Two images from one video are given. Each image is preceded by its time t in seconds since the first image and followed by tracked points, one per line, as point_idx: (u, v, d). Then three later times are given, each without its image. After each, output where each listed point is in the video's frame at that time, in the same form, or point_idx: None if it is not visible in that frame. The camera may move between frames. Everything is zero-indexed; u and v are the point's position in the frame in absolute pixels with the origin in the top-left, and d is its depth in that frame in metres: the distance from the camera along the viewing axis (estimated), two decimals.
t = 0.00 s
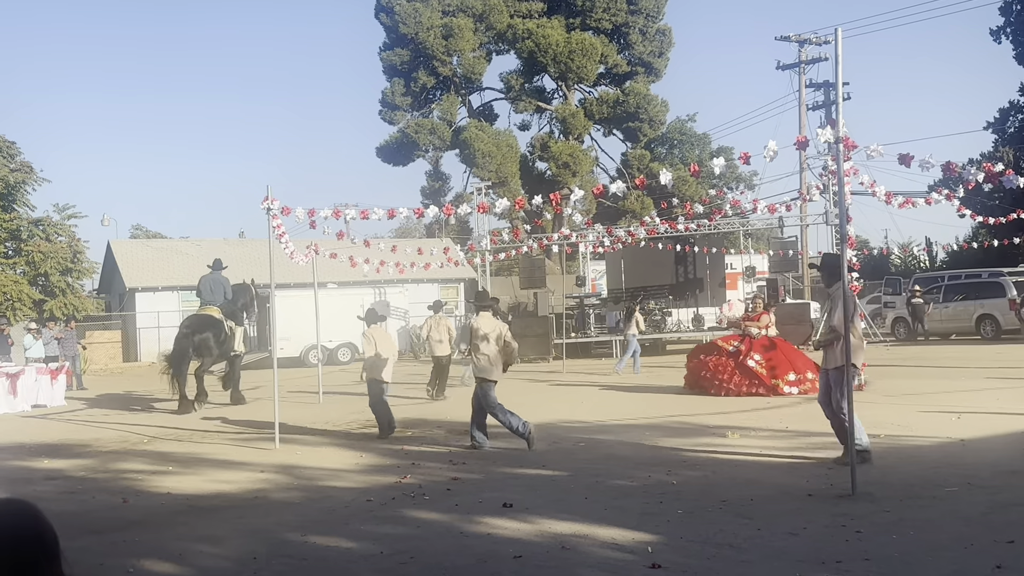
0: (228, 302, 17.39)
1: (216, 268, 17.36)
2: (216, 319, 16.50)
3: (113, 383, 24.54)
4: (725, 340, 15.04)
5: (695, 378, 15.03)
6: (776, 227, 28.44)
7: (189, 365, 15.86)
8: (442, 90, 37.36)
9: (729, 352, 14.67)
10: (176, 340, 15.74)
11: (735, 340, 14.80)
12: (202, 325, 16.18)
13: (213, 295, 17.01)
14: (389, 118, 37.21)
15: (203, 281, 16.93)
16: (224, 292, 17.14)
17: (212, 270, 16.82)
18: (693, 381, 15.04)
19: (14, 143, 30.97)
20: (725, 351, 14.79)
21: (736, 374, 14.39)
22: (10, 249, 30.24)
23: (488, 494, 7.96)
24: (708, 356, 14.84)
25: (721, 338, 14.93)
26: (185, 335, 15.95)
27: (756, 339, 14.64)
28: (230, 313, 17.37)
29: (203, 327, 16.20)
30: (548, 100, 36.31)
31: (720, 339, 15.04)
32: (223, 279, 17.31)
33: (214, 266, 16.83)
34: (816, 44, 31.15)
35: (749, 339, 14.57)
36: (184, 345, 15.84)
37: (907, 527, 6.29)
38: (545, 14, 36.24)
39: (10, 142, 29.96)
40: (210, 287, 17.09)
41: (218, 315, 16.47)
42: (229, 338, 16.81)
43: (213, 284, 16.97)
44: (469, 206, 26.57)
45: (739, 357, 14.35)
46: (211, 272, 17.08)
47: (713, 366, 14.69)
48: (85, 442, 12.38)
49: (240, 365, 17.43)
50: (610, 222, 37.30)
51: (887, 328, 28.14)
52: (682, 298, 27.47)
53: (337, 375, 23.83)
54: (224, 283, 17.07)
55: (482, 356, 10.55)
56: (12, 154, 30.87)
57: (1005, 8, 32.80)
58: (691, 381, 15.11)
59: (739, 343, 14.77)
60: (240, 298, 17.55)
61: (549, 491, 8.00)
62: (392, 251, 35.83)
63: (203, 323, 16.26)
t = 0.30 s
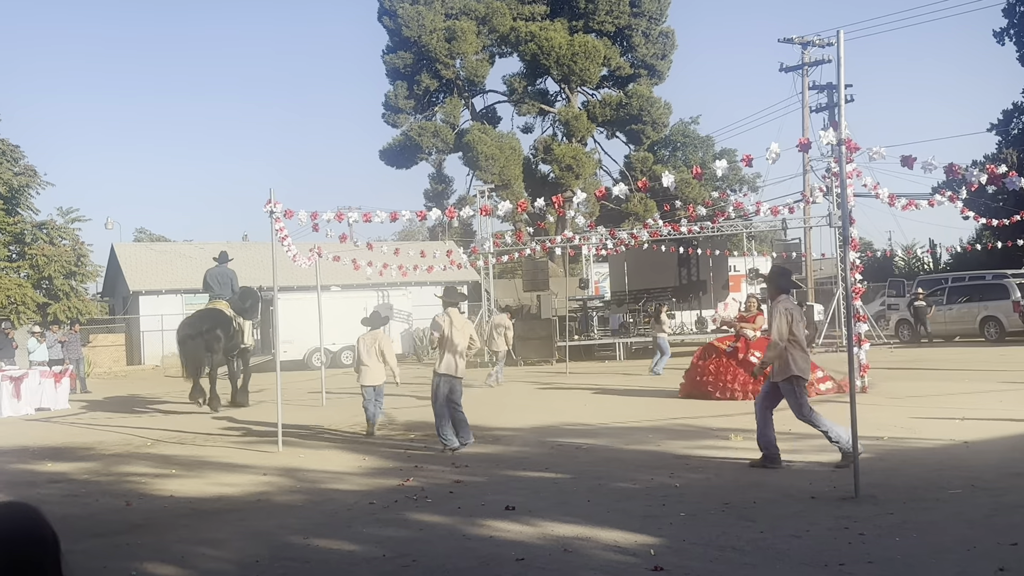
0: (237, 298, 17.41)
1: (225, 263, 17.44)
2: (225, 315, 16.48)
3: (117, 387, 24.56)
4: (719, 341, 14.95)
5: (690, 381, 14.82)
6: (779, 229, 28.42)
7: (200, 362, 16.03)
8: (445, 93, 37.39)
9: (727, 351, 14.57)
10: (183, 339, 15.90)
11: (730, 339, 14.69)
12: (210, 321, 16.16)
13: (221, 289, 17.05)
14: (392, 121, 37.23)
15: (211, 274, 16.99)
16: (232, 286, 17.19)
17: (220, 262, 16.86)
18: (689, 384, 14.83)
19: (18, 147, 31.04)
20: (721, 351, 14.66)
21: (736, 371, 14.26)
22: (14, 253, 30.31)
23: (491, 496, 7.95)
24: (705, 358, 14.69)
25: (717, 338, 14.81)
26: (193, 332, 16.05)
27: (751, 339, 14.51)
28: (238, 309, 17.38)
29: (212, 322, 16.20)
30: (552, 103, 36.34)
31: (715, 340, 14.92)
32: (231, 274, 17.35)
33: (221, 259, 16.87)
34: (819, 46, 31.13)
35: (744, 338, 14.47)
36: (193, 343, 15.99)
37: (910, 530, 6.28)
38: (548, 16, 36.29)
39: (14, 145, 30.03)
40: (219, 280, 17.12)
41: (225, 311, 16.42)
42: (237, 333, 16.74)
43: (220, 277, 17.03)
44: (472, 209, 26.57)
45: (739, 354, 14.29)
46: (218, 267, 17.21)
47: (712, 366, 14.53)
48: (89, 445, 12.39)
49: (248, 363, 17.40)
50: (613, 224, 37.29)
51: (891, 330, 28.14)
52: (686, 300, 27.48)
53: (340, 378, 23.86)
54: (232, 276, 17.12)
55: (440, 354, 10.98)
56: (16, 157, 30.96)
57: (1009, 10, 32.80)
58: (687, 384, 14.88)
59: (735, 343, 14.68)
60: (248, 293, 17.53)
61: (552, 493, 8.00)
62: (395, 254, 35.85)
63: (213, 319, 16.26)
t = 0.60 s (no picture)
0: (242, 305, 17.45)
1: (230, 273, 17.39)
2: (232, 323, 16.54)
3: (120, 389, 24.58)
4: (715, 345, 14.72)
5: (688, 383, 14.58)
6: (782, 231, 28.39)
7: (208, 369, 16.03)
8: (448, 95, 37.39)
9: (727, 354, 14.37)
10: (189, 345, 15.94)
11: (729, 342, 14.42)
12: (216, 328, 16.24)
13: (228, 299, 16.96)
14: (394, 124, 37.27)
15: (219, 285, 16.86)
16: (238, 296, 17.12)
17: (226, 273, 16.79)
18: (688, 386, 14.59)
19: (21, 150, 31.11)
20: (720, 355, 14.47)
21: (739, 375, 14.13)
22: (17, 256, 30.38)
23: (493, 499, 7.94)
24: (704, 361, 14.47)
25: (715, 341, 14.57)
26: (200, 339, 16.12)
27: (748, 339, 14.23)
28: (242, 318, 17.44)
29: (219, 329, 16.26)
30: (554, 106, 36.36)
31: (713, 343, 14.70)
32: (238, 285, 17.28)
33: (229, 270, 16.77)
34: (821, 47, 31.10)
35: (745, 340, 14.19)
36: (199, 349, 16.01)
37: (912, 532, 6.26)
38: (549, 19, 36.31)
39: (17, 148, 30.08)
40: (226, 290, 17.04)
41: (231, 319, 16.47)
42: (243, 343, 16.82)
43: (228, 289, 16.89)
44: (474, 211, 26.56)
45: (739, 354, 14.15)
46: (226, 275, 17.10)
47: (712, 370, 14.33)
48: (91, 448, 12.40)
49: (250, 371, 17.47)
50: (615, 226, 37.28)
51: (894, 332, 28.12)
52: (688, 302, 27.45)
53: (343, 380, 23.89)
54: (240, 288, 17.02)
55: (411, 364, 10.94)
56: (19, 161, 31.03)
57: (1011, 11, 32.76)
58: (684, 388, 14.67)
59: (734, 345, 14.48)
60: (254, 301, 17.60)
61: (554, 496, 7.98)
62: (396, 256, 35.85)
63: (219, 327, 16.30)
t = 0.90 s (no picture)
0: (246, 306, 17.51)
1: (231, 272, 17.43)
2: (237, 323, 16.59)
3: (121, 392, 24.57)
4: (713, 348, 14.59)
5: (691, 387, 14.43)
6: (782, 233, 28.37)
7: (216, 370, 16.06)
8: (448, 98, 37.41)
9: (730, 358, 14.24)
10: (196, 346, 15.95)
11: (731, 346, 14.36)
12: (222, 328, 16.34)
13: (233, 298, 17.05)
14: (395, 126, 37.30)
15: (223, 286, 16.92)
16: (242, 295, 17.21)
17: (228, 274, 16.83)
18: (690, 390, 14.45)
19: (21, 152, 31.14)
20: (723, 359, 14.34)
21: (744, 380, 14.04)
22: (18, 258, 30.39)
23: (492, 501, 7.94)
24: (708, 365, 14.34)
25: (717, 344, 14.43)
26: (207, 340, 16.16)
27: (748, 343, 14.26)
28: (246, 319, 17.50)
29: (226, 330, 16.32)
30: (554, 108, 36.37)
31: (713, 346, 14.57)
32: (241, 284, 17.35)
33: (231, 270, 16.82)
34: (821, 49, 31.12)
35: (747, 344, 14.14)
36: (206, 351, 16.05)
37: (911, 534, 6.25)
38: (550, 21, 36.33)
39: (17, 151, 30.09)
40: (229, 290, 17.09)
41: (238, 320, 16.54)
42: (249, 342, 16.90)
43: (232, 289, 16.96)
44: (474, 213, 26.54)
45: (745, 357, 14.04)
46: (227, 276, 17.14)
47: (716, 375, 14.21)
48: (90, 450, 12.41)
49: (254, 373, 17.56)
50: (616, 228, 37.28)
51: (894, 334, 28.08)
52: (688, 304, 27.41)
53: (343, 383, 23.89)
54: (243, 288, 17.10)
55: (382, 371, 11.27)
56: (19, 163, 31.04)
57: (1011, 12, 32.76)
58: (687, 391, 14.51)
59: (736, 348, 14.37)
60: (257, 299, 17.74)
61: (553, 498, 7.98)
62: (396, 258, 35.83)
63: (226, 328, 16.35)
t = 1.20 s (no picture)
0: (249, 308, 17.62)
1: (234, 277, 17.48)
2: (237, 325, 16.64)
3: (119, 395, 24.53)
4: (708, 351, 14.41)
5: (692, 393, 14.22)
6: (780, 234, 28.36)
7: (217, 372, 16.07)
8: (447, 100, 37.42)
9: (728, 359, 14.12)
10: (197, 351, 15.91)
11: (727, 346, 14.27)
12: (223, 331, 16.32)
13: (235, 303, 17.12)
14: (393, 128, 37.27)
15: (224, 290, 17.05)
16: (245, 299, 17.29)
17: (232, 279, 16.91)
18: (690, 396, 14.25)
19: (19, 155, 31.12)
20: (721, 360, 14.20)
21: (746, 379, 13.91)
22: (16, 261, 30.36)
23: (490, 504, 7.92)
24: (707, 368, 14.13)
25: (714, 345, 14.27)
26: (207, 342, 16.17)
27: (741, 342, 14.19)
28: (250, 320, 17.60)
29: (227, 332, 16.33)
30: (553, 109, 36.37)
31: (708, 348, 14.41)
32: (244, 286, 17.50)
33: (230, 273, 16.92)
34: (819, 51, 31.12)
35: (745, 343, 14.08)
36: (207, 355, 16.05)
37: (909, 536, 6.25)
38: (548, 23, 36.35)
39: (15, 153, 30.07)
40: (232, 294, 17.20)
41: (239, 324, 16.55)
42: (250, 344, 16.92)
43: (234, 292, 17.09)
44: (472, 215, 26.52)
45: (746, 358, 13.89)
46: (230, 280, 17.28)
47: (716, 378, 14.04)
48: (88, 452, 12.39)
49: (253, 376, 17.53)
50: (614, 230, 37.31)
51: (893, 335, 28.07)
52: (687, 306, 27.35)
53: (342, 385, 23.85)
54: (245, 290, 17.21)
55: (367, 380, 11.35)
56: (17, 165, 31.00)
57: (1009, 14, 32.80)
58: (688, 397, 14.30)
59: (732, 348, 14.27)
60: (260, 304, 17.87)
61: (551, 500, 7.98)
62: (394, 260, 35.80)
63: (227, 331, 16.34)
